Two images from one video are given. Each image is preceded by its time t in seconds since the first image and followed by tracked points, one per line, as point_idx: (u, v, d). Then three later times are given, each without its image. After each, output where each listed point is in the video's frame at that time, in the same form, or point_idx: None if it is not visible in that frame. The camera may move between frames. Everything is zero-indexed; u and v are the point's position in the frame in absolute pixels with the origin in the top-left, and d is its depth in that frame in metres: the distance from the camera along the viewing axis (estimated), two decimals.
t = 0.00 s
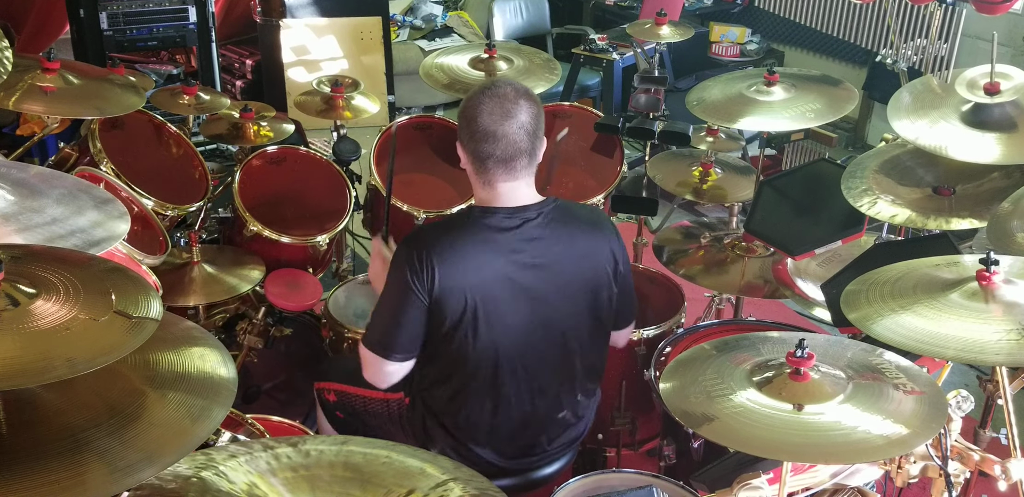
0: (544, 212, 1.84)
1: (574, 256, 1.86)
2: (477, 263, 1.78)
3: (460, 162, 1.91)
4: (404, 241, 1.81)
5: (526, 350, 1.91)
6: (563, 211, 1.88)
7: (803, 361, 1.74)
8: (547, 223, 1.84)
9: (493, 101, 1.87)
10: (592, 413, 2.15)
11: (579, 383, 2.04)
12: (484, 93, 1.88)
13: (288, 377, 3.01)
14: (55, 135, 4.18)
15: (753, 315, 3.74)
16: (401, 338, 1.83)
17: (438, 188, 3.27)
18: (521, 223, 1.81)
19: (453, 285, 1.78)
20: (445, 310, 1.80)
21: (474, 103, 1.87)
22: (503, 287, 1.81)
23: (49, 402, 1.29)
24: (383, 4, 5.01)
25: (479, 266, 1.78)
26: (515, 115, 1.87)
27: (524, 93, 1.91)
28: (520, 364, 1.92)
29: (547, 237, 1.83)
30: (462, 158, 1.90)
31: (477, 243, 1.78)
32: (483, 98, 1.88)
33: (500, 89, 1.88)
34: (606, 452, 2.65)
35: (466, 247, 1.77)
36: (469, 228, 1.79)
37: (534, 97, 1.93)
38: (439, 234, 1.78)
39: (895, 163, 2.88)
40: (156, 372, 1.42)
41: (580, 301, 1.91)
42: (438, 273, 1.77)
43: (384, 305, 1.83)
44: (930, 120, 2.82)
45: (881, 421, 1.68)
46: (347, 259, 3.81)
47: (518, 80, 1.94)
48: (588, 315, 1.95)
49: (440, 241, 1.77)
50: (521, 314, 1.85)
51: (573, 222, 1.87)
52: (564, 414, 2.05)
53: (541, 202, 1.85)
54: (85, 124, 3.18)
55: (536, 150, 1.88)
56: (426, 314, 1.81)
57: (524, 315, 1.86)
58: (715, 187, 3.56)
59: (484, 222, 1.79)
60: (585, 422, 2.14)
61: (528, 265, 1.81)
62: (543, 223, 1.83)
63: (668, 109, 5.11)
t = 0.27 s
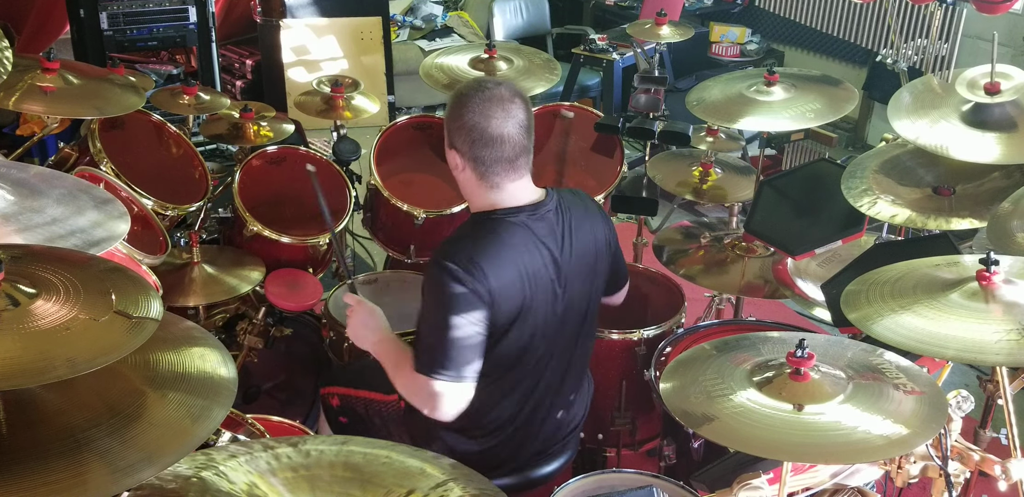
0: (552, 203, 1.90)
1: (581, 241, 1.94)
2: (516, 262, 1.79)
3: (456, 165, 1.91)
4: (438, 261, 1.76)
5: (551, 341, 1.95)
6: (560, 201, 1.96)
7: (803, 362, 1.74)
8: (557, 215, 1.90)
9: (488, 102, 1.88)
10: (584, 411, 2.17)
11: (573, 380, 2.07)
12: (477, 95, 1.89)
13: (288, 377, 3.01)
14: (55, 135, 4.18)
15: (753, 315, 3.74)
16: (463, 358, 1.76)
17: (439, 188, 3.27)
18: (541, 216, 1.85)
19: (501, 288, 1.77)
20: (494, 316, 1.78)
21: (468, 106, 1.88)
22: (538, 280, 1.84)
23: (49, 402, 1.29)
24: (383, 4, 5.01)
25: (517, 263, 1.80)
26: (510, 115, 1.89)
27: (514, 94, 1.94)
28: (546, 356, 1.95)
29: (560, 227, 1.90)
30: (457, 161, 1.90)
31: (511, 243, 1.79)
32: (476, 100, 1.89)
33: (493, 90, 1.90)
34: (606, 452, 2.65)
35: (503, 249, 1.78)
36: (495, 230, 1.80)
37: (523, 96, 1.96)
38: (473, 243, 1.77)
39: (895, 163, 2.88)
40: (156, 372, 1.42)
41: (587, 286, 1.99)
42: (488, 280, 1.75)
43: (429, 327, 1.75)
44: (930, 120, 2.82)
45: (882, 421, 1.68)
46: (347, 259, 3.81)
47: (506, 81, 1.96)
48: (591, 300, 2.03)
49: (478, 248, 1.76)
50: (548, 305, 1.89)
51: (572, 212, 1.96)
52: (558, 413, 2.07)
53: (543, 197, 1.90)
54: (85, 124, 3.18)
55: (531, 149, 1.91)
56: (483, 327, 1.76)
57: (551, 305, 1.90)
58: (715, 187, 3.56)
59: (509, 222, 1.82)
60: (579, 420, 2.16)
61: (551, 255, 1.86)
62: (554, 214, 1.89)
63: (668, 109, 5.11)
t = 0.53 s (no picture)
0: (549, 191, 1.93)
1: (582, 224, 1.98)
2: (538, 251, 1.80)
3: (450, 167, 1.92)
4: (470, 265, 1.74)
5: (566, 326, 1.97)
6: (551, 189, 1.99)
7: (803, 362, 1.74)
8: (559, 204, 1.93)
9: (481, 102, 1.89)
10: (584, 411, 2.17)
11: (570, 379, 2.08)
12: (469, 95, 1.90)
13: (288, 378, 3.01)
14: (55, 135, 4.18)
15: (753, 315, 3.74)
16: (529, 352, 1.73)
17: (439, 188, 3.27)
18: (546, 203, 1.87)
19: (533, 280, 1.77)
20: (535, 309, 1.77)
21: (461, 107, 1.89)
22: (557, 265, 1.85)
23: (49, 402, 1.29)
24: (383, 4, 5.01)
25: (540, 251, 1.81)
26: (503, 113, 1.90)
27: (506, 92, 1.94)
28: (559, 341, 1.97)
29: (565, 215, 1.92)
30: (451, 162, 1.91)
31: (529, 234, 1.80)
32: (469, 100, 1.89)
33: (485, 90, 1.91)
34: (606, 452, 2.65)
35: (526, 241, 1.78)
36: (514, 225, 1.80)
37: (515, 94, 1.96)
38: (496, 241, 1.76)
39: (895, 163, 2.88)
40: (156, 372, 1.42)
41: (594, 272, 2.02)
42: (523, 272, 1.74)
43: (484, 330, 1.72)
44: (930, 120, 2.82)
45: (882, 421, 1.68)
46: (347, 259, 3.81)
47: (498, 80, 1.97)
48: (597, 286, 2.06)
49: (504, 244, 1.76)
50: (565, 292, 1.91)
51: (571, 200, 1.98)
52: (556, 411, 2.07)
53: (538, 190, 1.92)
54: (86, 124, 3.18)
55: (524, 146, 1.92)
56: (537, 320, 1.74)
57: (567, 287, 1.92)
58: (715, 187, 3.56)
59: (522, 215, 1.82)
60: (580, 420, 2.16)
61: (563, 243, 1.88)
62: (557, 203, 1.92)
63: (668, 109, 5.11)
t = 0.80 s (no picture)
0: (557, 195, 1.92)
1: (588, 230, 1.97)
2: (535, 255, 1.80)
3: (458, 166, 1.92)
4: (464, 262, 1.74)
5: (565, 330, 1.96)
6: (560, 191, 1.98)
7: (803, 362, 1.74)
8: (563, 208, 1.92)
9: (488, 100, 1.90)
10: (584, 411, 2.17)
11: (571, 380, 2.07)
12: (477, 93, 1.91)
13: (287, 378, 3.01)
14: (55, 135, 4.18)
15: (753, 315, 3.74)
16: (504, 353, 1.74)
17: (439, 188, 3.27)
18: (550, 206, 1.87)
19: (526, 283, 1.77)
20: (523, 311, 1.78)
21: (469, 105, 1.90)
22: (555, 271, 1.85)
23: (49, 402, 1.29)
24: (383, 4, 5.01)
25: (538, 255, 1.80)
26: (510, 111, 1.91)
27: (512, 93, 1.96)
28: (557, 346, 1.97)
29: (569, 219, 1.91)
30: (459, 161, 1.91)
31: (528, 236, 1.80)
32: (477, 99, 1.90)
33: (491, 89, 1.92)
34: (606, 452, 2.65)
35: (523, 243, 1.78)
36: (513, 226, 1.80)
37: (521, 95, 1.98)
38: (494, 240, 1.76)
39: (895, 163, 2.88)
40: (156, 372, 1.42)
41: (596, 277, 2.01)
42: (515, 274, 1.74)
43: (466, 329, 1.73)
44: (929, 120, 2.82)
45: (881, 421, 1.68)
46: (347, 259, 3.81)
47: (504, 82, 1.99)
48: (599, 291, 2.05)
49: (500, 244, 1.76)
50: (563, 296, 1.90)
51: (577, 204, 1.97)
52: (555, 412, 2.06)
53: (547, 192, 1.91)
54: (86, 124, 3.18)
55: (531, 145, 1.93)
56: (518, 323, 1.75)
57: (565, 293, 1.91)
58: (715, 187, 3.56)
59: (525, 216, 1.82)
60: (581, 420, 2.16)
61: (564, 247, 1.87)
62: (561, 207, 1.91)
63: (668, 109, 5.11)
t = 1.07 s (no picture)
0: (556, 206, 1.89)
1: (583, 243, 1.93)
2: (508, 262, 1.78)
3: (465, 164, 1.90)
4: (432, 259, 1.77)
5: (552, 339, 1.94)
6: (563, 199, 1.94)
7: (803, 362, 1.74)
8: (558, 217, 1.89)
9: (506, 105, 1.87)
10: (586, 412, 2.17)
11: (572, 380, 2.07)
12: (496, 96, 1.88)
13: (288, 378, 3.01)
14: (55, 135, 4.18)
15: (753, 315, 3.74)
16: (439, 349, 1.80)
17: (439, 188, 3.26)
18: (538, 214, 1.85)
19: (491, 289, 1.78)
20: (479, 315, 1.80)
21: (486, 107, 1.87)
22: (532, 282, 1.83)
23: (48, 402, 1.29)
24: (383, 4, 5.00)
25: (512, 264, 1.79)
26: (527, 121, 1.88)
27: (532, 100, 1.93)
28: (544, 355, 1.94)
29: (561, 229, 1.88)
30: (468, 160, 1.89)
31: (505, 242, 1.79)
32: (495, 102, 1.87)
33: (511, 93, 1.89)
34: (606, 452, 2.66)
35: (498, 249, 1.78)
36: (492, 230, 1.79)
37: (540, 102, 1.95)
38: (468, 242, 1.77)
39: (895, 163, 2.88)
40: (156, 372, 1.42)
41: (591, 287, 1.97)
42: (478, 278, 1.76)
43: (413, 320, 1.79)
44: (930, 120, 2.82)
45: (882, 421, 1.68)
46: (347, 259, 3.81)
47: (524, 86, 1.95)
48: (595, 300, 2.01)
49: (472, 247, 1.76)
50: (548, 305, 1.88)
51: (577, 213, 1.94)
52: (555, 412, 2.06)
53: (548, 199, 1.89)
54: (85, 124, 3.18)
55: (542, 155, 1.91)
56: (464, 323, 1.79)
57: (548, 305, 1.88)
58: (715, 187, 3.56)
59: (508, 222, 1.81)
60: (580, 421, 2.15)
61: (550, 256, 1.85)
62: (556, 216, 1.88)
63: (668, 109, 5.11)
